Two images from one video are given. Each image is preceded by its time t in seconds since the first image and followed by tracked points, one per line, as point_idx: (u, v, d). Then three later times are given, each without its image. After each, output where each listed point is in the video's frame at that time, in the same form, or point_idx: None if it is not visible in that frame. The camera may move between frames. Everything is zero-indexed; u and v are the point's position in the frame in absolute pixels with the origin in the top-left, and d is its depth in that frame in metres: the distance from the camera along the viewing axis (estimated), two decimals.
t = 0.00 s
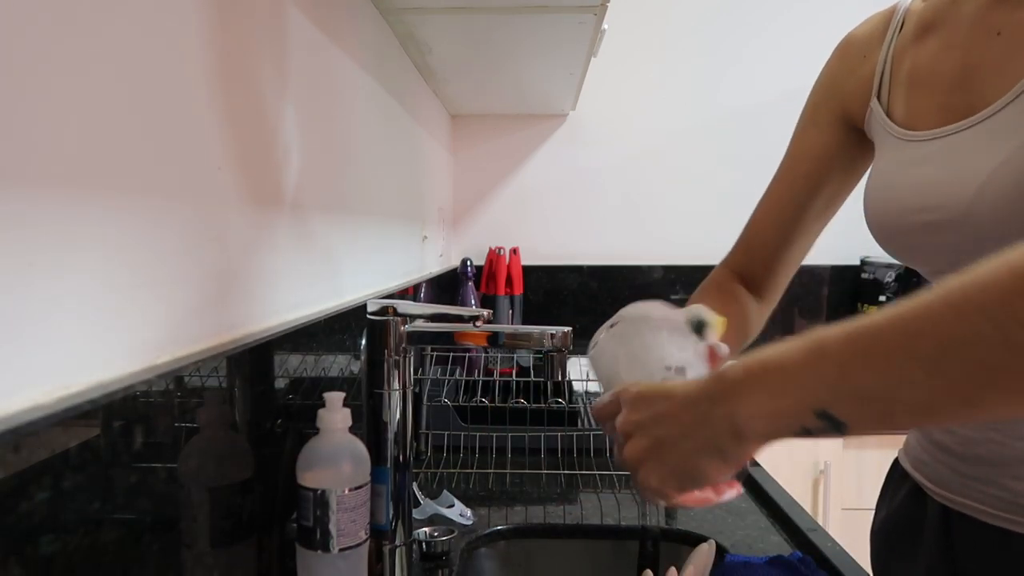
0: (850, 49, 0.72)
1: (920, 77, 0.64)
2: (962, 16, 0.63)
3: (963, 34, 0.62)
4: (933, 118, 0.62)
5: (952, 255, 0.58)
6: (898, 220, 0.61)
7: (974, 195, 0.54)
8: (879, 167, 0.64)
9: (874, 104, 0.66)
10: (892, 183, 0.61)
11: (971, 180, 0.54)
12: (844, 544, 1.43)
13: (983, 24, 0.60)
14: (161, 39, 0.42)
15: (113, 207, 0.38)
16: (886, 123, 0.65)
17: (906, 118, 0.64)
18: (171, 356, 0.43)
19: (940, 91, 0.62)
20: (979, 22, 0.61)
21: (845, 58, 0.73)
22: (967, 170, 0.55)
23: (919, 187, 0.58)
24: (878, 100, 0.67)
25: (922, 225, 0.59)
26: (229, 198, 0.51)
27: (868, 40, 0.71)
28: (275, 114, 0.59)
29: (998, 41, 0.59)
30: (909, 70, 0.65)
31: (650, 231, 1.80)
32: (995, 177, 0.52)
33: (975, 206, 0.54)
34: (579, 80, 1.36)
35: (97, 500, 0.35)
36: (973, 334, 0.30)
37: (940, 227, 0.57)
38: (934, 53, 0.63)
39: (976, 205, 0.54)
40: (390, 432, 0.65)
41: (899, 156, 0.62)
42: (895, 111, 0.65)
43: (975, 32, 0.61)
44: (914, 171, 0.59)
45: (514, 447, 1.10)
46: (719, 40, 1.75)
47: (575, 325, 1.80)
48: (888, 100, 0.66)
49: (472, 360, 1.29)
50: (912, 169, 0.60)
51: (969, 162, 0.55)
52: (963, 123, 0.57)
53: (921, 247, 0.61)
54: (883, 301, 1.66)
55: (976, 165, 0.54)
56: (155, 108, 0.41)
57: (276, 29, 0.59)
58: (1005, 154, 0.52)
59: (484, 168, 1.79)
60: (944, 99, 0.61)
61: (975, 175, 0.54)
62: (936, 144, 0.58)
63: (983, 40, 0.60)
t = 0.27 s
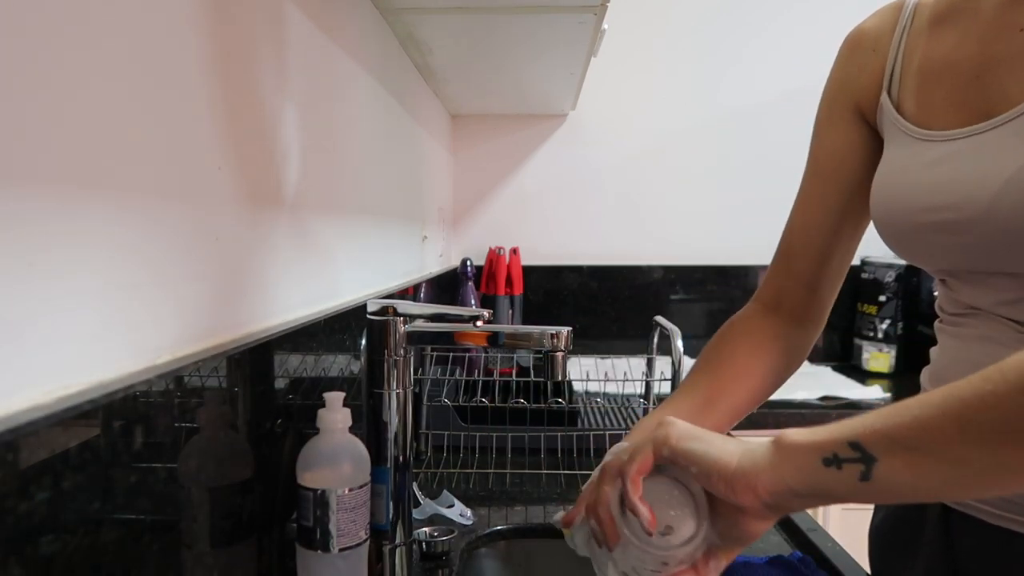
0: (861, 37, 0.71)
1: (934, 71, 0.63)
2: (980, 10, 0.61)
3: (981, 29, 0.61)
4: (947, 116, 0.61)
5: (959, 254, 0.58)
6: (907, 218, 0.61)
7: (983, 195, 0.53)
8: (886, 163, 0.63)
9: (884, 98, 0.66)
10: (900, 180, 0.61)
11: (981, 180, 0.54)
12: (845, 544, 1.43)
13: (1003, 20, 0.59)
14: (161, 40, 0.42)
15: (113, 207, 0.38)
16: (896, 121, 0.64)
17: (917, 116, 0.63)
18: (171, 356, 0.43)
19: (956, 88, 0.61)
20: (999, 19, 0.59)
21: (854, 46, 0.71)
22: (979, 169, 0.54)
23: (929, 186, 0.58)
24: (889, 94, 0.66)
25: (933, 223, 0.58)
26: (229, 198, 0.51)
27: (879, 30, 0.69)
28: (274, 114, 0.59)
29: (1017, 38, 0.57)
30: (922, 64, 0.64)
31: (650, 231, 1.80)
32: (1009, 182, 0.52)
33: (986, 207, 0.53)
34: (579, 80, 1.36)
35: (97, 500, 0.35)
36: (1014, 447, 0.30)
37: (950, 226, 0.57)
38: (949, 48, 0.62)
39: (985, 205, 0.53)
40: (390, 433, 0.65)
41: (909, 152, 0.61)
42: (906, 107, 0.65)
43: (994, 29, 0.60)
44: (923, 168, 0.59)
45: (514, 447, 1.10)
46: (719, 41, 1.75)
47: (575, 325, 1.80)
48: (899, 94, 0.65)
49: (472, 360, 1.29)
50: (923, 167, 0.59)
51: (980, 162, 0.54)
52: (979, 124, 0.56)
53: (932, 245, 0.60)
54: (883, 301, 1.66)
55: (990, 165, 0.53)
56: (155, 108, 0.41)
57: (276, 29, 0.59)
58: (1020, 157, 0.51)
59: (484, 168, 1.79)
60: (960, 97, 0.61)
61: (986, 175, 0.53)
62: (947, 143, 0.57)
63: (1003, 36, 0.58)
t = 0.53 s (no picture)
0: (863, 44, 0.72)
1: (936, 70, 0.64)
2: (982, 9, 0.62)
3: (983, 28, 0.61)
4: (947, 112, 0.61)
5: (958, 253, 0.58)
6: (906, 215, 0.60)
7: (984, 190, 0.53)
8: (888, 158, 0.63)
9: (885, 97, 0.66)
10: (902, 174, 0.61)
11: (985, 175, 0.54)
12: (844, 544, 1.43)
13: (1005, 18, 0.60)
14: (162, 41, 0.42)
15: (112, 206, 0.38)
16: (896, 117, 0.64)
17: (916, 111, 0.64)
18: (171, 356, 0.43)
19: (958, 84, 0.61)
20: (1001, 17, 0.60)
21: (857, 53, 0.73)
22: (984, 164, 0.54)
23: (931, 183, 0.58)
24: (890, 93, 0.66)
25: (931, 219, 0.58)
26: (229, 198, 0.51)
27: (880, 35, 0.71)
28: (275, 113, 0.59)
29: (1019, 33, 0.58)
30: (923, 63, 0.65)
31: (650, 231, 1.80)
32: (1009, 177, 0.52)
33: (988, 202, 0.53)
34: (579, 80, 1.36)
35: (97, 500, 0.35)
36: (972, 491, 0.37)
37: (950, 224, 0.57)
38: (951, 47, 0.63)
39: (986, 199, 0.53)
40: (390, 433, 0.65)
41: (912, 148, 0.61)
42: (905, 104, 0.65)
43: (996, 27, 0.60)
44: (925, 164, 0.59)
45: (514, 447, 1.10)
46: (719, 40, 1.75)
47: (575, 325, 1.80)
48: (900, 93, 0.66)
49: (472, 360, 1.29)
50: (925, 162, 0.59)
51: (985, 157, 0.54)
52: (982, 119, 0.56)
53: (930, 244, 0.60)
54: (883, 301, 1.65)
55: (995, 160, 0.53)
56: (155, 109, 0.41)
57: (276, 29, 0.59)
58: None
59: (484, 168, 1.79)
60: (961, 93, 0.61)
61: (990, 170, 0.53)
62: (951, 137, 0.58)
63: (1005, 32, 0.59)
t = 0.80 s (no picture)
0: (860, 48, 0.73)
1: (935, 73, 0.64)
2: (981, 11, 0.62)
3: (981, 29, 0.61)
4: (948, 117, 0.61)
5: (959, 258, 0.59)
6: (907, 218, 0.61)
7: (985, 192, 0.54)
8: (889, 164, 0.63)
9: (885, 104, 0.67)
10: (904, 179, 0.61)
11: (985, 178, 0.54)
12: (844, 544, 1.43)
13: (1003, 18, 0.60)
14: (162, 41, 0.42)
15: (112, 206, 0.38)
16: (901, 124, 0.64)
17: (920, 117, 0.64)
18: (172, 357, 0.43)
19: (962, 87, 0.61)
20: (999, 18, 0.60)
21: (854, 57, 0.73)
22: (984, 167, 0.54)
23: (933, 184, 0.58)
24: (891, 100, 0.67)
25: (932, 222, 0.58)
26: (229, 198, 0.51)
27: (877, 38, 0.71)
28: (274, 113, 0.59)
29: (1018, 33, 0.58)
30: (923, 67, 0.65)
31: (650, 231, 1.80)
32: (1015, 176, 0.52)
33: (990, 203, 0.53)
34: (579, 80, 1.36)
35: (97, 500, 0.35)
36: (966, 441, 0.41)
37: (954, 222, 0.57)
38: (951, 50, 0.63)
39: (988, 201, 0.53)
40: (390, 432, 0.65)
41: (912, 152, 0.61)
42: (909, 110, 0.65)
43: (994, 28, 0.60)
44: (926, 167, 0.59)
45: (514, 447, 1.10)
46: (719, 40, 1.75)
47: (575, 325, 1.80)
48: (901, 99, 0.66)
49: (472, 360, 1.29)
50: (925, 166, 0.59)
51: (986, 160, 0.55)
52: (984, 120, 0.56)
53: (930, 248, 0.60)
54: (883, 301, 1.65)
55: (995, 162, 0.54)
56: (155, 108, 0.41)
57: (277, 29, 0.59)
58: None
59: (484, 168, 1.79)
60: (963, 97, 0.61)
61: (991, 173, 0.54)
62: (950, 140, 0.58)
63: (1004, 33, 0.59)
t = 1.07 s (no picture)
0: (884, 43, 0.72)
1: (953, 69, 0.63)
2: (1005, 8, 0.61)
3: (1003, 27, 0.60)
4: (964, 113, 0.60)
5: (963, 248, 0.58)
6: (912, 209, 0.61)
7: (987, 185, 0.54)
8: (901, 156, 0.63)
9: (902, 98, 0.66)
10: (909, 172, 0.61)
11: (988, 176, 0.54)
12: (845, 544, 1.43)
13: None
14: (163, 41, 0.42)
15: (113, 207, 0.38)
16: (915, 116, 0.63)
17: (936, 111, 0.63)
18: (171, 357, 0.43)
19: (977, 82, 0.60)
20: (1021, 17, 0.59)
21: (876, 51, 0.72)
22: (990, 158, 0.54)
23: (938, 176, 0.58)
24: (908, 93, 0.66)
25: (936, 214, 0.58)
26: (229, 199, 0.51)
27: (901, 35, 0.70)
28: (275, 114, 0.59)
29: None
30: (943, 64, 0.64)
31: (650, 231, 1.80)
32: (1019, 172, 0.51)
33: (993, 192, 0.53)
34: (579, 80, 1.36)
35: (98, 500, 0.35)
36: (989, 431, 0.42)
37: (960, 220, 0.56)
38: (971, 45, 0.62)
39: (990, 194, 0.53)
40: (390, 432, 0.65)
41: (922, 145, 0.61)
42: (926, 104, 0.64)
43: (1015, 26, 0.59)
44: (933, 160, 0.59)
45: (513, 447, 1.10)
46: (719, 41, 1.75)
47: (575, 325, 1.80)
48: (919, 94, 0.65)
49: (472, 360, 1.29)
50: (931, 159, 0.59)
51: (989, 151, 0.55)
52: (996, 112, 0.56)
53: (938, 239, 0.60)
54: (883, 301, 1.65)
55: (997, 156, 0.54)
56: (155, 109, 0.41)
57: (277, 30, 0.59)
58: None
59: (484, 168, 1.79)
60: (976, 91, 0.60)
61: (994, 166, 0.54)
62: (955, 133, 0.58)
63: None
